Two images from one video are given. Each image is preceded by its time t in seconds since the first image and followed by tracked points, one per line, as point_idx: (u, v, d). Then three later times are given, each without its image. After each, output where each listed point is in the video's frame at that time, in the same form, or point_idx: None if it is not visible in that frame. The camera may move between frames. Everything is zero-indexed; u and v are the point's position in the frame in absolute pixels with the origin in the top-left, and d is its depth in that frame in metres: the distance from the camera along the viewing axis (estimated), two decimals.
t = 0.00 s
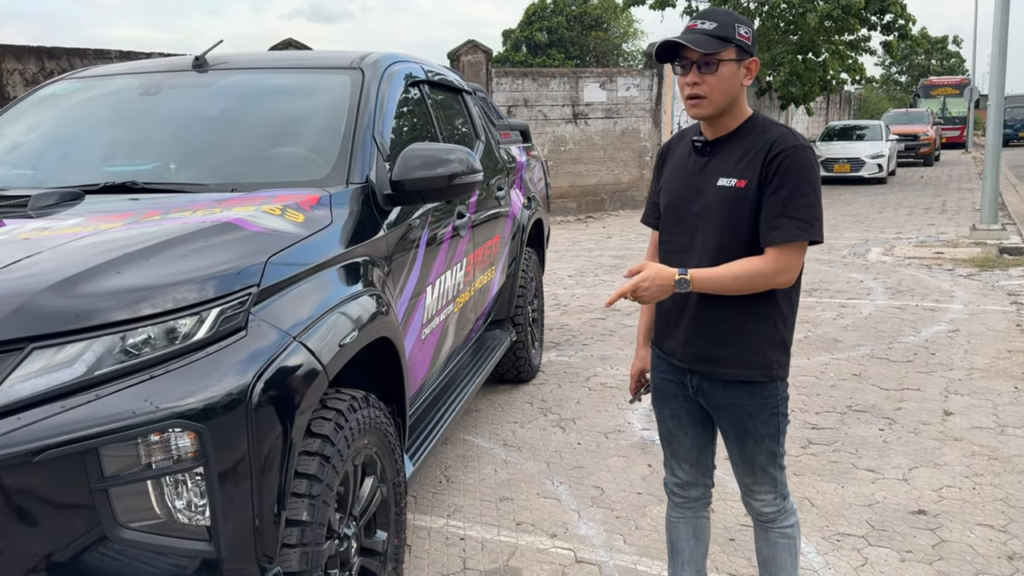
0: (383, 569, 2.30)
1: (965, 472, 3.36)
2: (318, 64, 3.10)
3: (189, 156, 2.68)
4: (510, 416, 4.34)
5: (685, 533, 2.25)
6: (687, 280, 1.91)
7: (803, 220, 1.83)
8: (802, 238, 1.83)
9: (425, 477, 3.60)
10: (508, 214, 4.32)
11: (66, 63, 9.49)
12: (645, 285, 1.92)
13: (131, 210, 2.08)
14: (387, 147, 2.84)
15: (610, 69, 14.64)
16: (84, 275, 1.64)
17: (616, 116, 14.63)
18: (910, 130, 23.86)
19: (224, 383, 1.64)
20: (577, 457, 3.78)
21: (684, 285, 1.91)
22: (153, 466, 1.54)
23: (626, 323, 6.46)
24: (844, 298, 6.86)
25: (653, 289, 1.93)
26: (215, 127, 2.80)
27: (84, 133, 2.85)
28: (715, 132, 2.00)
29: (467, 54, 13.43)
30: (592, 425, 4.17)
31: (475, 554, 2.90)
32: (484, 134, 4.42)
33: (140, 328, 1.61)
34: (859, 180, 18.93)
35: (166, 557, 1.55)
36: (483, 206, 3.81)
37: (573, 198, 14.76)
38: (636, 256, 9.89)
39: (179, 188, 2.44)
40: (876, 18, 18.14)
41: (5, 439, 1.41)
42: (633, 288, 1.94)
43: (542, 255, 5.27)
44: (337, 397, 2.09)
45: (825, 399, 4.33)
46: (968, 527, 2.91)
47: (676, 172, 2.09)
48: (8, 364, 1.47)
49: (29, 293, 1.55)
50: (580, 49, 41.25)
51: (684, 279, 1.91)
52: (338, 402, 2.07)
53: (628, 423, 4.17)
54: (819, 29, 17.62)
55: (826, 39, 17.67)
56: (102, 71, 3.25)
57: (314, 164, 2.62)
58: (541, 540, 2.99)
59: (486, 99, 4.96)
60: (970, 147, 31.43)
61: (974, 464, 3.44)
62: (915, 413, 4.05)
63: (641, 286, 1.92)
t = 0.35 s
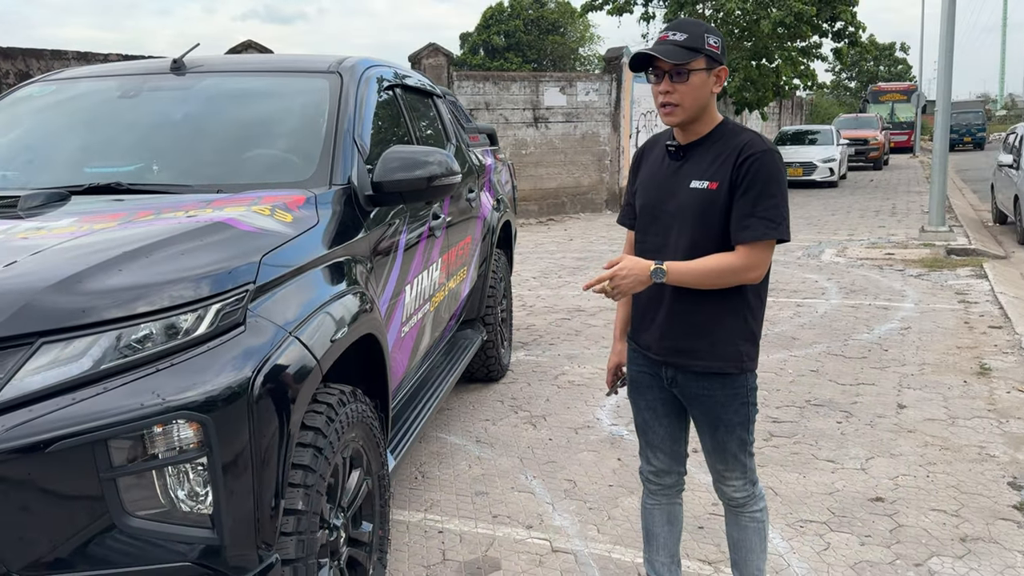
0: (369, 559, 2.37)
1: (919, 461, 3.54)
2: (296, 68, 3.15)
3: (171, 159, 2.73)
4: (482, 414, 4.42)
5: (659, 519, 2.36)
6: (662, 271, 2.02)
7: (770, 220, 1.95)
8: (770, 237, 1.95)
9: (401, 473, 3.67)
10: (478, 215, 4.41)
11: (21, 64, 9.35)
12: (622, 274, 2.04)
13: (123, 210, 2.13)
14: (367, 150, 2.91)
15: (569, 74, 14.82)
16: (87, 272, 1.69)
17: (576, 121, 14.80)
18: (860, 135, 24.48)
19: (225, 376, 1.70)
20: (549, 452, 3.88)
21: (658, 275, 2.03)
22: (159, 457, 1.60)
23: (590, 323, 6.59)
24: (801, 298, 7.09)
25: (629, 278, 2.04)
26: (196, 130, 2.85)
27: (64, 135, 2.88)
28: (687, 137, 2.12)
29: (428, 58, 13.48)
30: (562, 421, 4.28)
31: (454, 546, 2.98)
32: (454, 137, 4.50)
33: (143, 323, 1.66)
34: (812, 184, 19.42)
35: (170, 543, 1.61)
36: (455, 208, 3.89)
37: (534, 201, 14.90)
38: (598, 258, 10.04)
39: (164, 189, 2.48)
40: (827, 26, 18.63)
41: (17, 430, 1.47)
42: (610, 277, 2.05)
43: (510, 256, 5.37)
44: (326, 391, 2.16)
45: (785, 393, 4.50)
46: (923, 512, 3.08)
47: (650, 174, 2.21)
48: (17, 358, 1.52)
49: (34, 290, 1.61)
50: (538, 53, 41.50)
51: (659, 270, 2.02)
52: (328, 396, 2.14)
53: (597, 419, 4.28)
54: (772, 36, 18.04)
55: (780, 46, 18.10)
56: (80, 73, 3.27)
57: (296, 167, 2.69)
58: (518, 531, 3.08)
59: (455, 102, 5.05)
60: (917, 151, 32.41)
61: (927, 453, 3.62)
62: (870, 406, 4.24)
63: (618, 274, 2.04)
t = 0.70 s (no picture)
0: (380, 551, 2.39)
1: (902, 449, 3.66)
2: (293, 65, 3.16)
3: (173, 155, 2.73)
4: (472, 409, 4.46)
5: (664, 506, 2.42)
6: (671, 262, 2.08)
7: (776, 213, 2.02)
8: (774, 230, 2.02)
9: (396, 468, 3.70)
10: (467, 212, 4.45)
11: None
12: (634, 267, 2.07)
13: (137, 206, 2.14)
14: (368, 147, 2.93)
15: (542, 72, 14.89)
16: (114, 268, 1.71)
17: (549, 119, 14.87)
18: (824, 134, 24.88)
19: (253, 368, 1.72)
20: (541, 445, 3.93)
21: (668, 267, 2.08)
22: (191, 448, 1.62)
23: (572, 318, 6.66)
24: (776, 293, 7.24)
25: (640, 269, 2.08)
26: (196, 127, 2.85)
27: (61, 132, 2.87)
28: (694, 133, 2.18)
29: (400, 55, 13.45)
30: (552, 415, 4.33)
31: (456, 538, 3.02)
32: (442, 135, 4.54)
33: (173, 317, 1.68)
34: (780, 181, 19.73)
35: (203, 534, 1.63)
36: (447, 205, 3.92)
37: (507, 199, 14.96)
38: (574, 255, 10.13)
39: (170, 186, 2.49)
40: (793, 25, 18.93)
41: (55, 423, 1.49)
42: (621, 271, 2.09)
43: (495, 253, 5.42)
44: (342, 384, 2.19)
45: (768, 385, 4.60)
46: (909, 497, 3.19)
47: (656, 170, 2.26)
48: (51, 352, 1.53)
49: (65, 284, 1.62)
50: (505, 51, 41.55)
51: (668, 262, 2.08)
52: (344, 389, 2.17)
53: (587, 413, 4.34)
54: (739, 36, 18.29)
55: (747, 45, 18.37)
56: (73, 70, 3.26)
57: (299, 165, 2.71)
58: (518, 522, 3.13)
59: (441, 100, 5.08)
60: (880, 149, 33.06)
61: (909, 441, 3.74)
62: (852, 397, 4.36)
63: (630, 267, 2.07)
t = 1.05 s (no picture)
0: (410, 543, 2.43)
1: (903, 440, 3.75)
2: (311, 65, 3.20)
3: (196, 153, 2.76)
4: (478, 405, 4.50)
5: (687, 495, 2.48)
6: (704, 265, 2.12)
7: (803, 209, 2.09)
8: (801, 225, 2.09)
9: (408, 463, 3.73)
10: (473, 210, 4.50)
11: None
12: (669, 274, 2.11)
13: (175, 203, 2.17)
14: (388, 145, 2.97)
15: (528, 72, 14.93)
16: (168, 263, 1.75)
17: (535, 118, 14.93)
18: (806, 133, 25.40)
19: (304, 360, 1.77)
20: (550, 440, 3.98)
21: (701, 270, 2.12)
22: (248, 438, 1.66)
23: (568, 316, 6.73)
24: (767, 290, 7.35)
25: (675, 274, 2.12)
26: (218, 125, 2.88)
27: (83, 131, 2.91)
28: (723, 128, 2.24)
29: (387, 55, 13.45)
30: (558, 410, 4.38)
31: (475, 530, 3.06)
32: (447, 134, 4.58)
33: (227, 310, 1.73)
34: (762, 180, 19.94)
35: (260, 522, 1.67)
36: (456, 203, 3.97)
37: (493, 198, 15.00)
38: (564, 254, 10.19)
39: (198, 183, 2.52)
40: (774, 26, 19.14)
41: (122, 414, 1.53)
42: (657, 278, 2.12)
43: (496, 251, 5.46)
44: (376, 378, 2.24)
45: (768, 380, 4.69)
46: (915, 486, 3.28)
47: (680, 167, 2.33)
48: (113, 344, 1.56)
49: (124, 279, 1.66)
50: (485, 51, 41.57)
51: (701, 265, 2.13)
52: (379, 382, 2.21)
53: (592, 408, 4.40)
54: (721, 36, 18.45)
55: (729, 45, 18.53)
56: (90, 69, 3.28)
57: (323, 162, 2.75)
58: (535, 514, 3.17)
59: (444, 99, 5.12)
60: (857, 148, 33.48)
61: (910, 433, 3.84)
62: (850, 390, 4.45)
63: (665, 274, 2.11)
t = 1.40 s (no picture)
0: (433, 534, 2.51)
1: (903, 437, 3.85)
2: (330, 72, 3.31)
3: (221, 156, 2.86)
4: (485, 404, 4.58)
5: (700, 488, 2.57)
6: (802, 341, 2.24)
7: (815, 211, 2.19)
8: (815, 227, 2.18)
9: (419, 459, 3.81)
10: (480, 212, 4.60)
11: None
12: (790, 374, 2.26)
13: (209, 206, 2.26)
14: (406, 149, 3.07)
15: (524, 75, 15.04)
16: (212, 263, 1.84)
17: (531, 122, 15.04)
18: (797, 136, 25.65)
19: (342, 355, 1.86)
20: (558, 437, 4.06)
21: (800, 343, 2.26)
22: (291, 429, 1.75)
23: (569, 316, 6.82)
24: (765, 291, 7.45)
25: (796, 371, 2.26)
26: (241, 129, 2.98)
27: (109, 134, 3.00)
28: (733, 134, 2.33)
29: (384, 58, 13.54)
30: (565, 409, 4.47)
31: (490, 524, 3.13)
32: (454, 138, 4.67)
33: (269, 308, 1.82)
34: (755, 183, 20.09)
35: (303, 509, 1.76)
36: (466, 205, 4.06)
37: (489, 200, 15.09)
38: (562, 255, 10.29)
39: (226, 186, 2.60)
40: (767, 29, 19.31)
41: (176, 406, 1.62)
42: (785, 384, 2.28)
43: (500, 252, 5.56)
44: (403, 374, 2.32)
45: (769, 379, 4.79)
46: (916, 481, 3.38)
47: (693, 171, 2.43)
48: (165, 340, 1.65)
49: (173, 278, 1.75)
50: (478, 54, 41.69)
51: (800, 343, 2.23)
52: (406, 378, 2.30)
53: (598, 406, 4.48)
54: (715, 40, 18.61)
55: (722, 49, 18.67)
56: (116, 75, 3.39)
57: (346, 164, 2.84)
58: (548, 509, 3.25)
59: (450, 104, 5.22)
60: (848, 151, 33.73)
61: (910, 430, 3.94)
62: (850, 389, 4.56)
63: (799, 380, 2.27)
